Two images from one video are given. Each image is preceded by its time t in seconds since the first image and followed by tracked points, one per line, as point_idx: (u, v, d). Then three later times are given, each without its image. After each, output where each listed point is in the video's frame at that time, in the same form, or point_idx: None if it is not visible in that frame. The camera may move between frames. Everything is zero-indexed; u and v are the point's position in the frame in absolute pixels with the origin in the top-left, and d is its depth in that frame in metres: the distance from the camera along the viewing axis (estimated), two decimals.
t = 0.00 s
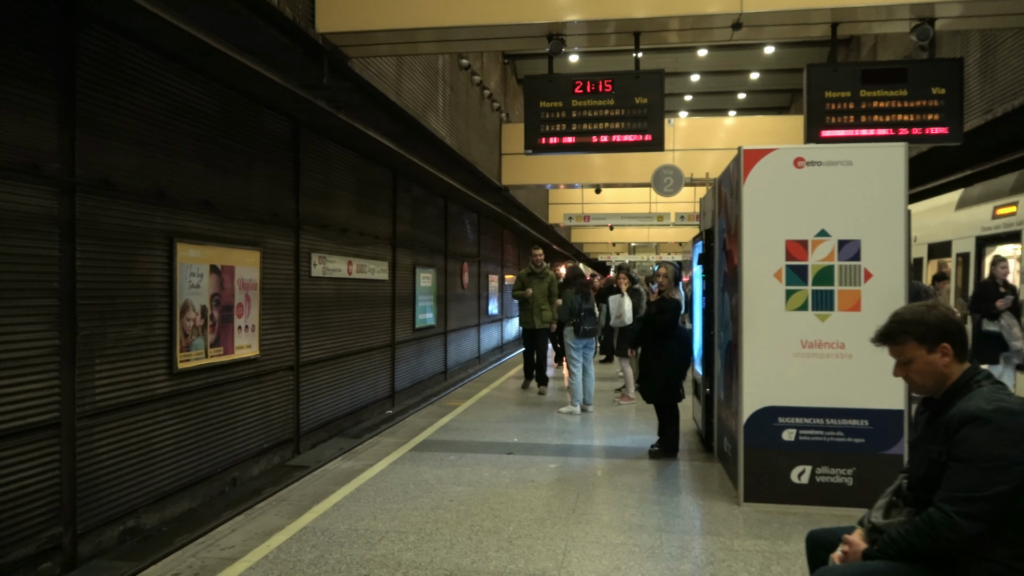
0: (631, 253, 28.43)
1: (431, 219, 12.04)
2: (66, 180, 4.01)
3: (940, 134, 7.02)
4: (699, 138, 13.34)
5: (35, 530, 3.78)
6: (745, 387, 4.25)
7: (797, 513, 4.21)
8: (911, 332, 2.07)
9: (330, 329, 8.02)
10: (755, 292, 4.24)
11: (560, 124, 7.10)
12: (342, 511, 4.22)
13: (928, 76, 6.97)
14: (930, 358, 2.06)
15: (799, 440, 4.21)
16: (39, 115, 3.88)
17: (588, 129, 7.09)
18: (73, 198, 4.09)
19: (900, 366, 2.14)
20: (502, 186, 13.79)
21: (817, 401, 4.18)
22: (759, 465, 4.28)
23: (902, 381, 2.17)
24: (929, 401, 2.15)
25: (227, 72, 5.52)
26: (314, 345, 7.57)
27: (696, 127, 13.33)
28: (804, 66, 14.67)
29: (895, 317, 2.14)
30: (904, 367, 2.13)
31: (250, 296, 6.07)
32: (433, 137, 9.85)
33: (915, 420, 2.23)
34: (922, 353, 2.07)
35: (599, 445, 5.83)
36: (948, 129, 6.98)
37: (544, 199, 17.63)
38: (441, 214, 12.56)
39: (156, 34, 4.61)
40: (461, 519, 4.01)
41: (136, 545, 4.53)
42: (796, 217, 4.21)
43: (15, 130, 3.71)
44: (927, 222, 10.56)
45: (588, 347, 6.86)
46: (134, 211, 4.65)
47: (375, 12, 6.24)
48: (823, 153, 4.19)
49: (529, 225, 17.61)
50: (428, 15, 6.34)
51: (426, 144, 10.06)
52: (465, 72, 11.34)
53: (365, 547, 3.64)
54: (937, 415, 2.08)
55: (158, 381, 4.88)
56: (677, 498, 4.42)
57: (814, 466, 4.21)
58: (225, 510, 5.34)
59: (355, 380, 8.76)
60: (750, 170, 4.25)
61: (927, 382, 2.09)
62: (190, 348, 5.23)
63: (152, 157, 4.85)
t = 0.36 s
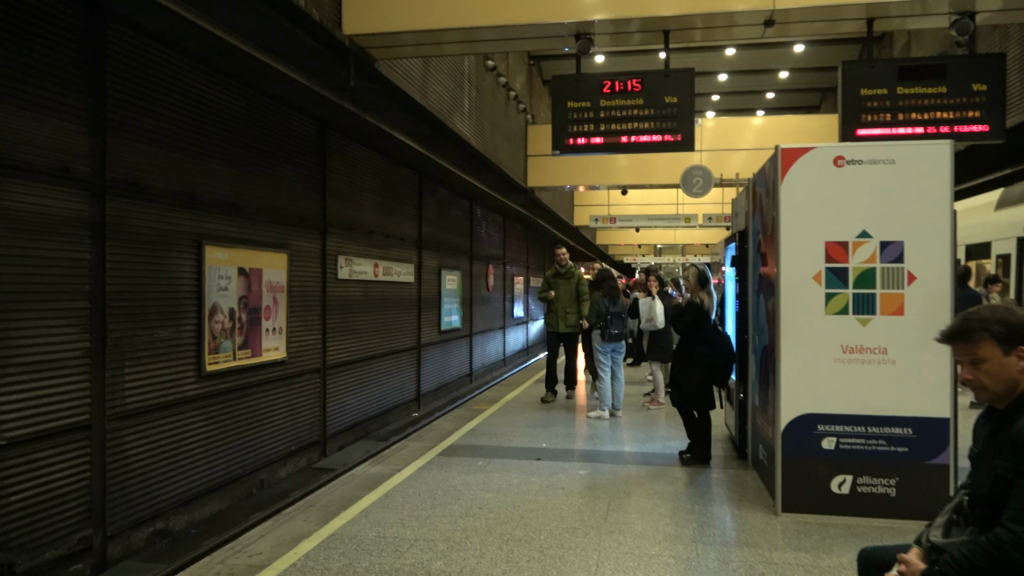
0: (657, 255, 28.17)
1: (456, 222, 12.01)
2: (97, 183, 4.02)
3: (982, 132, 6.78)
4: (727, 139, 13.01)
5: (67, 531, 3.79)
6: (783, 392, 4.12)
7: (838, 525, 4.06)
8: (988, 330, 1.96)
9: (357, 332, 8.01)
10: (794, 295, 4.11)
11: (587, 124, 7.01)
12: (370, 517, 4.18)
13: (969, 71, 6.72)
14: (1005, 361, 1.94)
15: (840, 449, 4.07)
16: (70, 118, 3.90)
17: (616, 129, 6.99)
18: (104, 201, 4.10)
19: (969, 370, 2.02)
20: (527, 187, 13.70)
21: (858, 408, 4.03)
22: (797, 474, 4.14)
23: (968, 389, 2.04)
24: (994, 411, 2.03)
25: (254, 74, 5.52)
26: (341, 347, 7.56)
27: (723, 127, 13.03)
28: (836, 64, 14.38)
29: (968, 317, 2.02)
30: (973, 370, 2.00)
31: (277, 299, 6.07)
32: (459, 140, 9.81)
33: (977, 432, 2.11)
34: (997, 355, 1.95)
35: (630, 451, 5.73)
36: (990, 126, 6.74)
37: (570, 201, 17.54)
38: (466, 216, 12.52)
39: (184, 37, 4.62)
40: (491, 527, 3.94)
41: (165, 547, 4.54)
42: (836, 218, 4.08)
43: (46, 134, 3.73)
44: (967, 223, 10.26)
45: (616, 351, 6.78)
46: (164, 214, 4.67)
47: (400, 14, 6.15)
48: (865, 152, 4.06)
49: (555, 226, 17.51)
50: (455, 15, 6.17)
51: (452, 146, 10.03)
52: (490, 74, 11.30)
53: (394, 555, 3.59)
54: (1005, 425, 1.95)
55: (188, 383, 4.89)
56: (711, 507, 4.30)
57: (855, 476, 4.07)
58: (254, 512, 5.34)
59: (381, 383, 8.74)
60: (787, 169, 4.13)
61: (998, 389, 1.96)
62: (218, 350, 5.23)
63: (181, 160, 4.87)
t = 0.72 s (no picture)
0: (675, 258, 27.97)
1: (474, 225, 12.00)
2: (121, 187, 4.03)
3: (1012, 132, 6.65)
4: (746, 141, 12.79)
5: (90, 533, 3.80)
6: (812, 397, 4.05)
7: (869, 533, 3.97)
8: None
9: (376, 335, 8.02)
10: (823, 297, 4.04)
11: (609, 126, 6.96)
12: (393, 522, 4.16)
13: (999, 71, 6.58)
14: None
15: (871, 455, 3.99)
16: (94, 122, 3.91)
17: (638, 131, 6.95)
18: (126, 204, 4.11)
19: None
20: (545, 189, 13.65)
21: (889, 414, 3.95)
22: (826, 480, 4.06)
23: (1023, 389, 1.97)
24: None
25: (275, 78, 5.53)
26: (360, 350, 7.57)
27: (742, 129, 12.80)
28: (857, 65, 14.23)
29: None
30: None
31: (297, 302, 6.08)
32: (478, 143, 9.80)
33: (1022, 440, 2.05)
34: None
35: (651, 456, 5.65)
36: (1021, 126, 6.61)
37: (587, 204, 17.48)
38: (484, 219, 12.51)
39: (207, 41, 4.64)
40: (514, 532, 3.90)
41: (186, 549, 4.55)
42: (865, 220, 4.00)
43: (72, 138, 3.75)
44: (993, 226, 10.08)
45: (637, 354, 6.73)
46: (186, 217, 4.69)
47: (419, 16, 6.12)
48: (896, 152, 3.98)
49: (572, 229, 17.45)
50: (476, 18, 6.13)
51: (471, 149, 10.02)
52: (509, 77, 11.29)
53: (418, 561, 3.56)
54: None
55: (208, 386, 4.90)
56: (738, 514, 4.23)
57: (886, 483, 3.98)
58: (274, 515, 5.34)
59: (399, 386, 8.73)
60: (816, 170, 4.06)
61: None
62: (239, 353, 5.24)
63: (203, 164, 4.88)
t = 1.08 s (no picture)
0: (694, 258, 27.80)
1: (494, 226, 12.01)
2: (147, 191, 4.07)
3: None
4: (766, 140, 12.64)
5: (119, 534, 3.83)
6: (842, 399, 3.99)
7: (903, 537, 3.91)
8: None
9: (397, 337, 8.04)
10: (853, 298, 3.99)
11: (631, 126, 6.94)
12: (420, 524, 4.16)
13: None
14: None
15: (904, 458, 3.92)
16: (121, 128, 3.95)
17: (661, 131, 6.92)
18: (152, 208, 4.15)
19: None
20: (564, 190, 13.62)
21: (922, 415, 3.88)
22: (858, 483, 4.00)
23: None
24: None
25: (298, 81, 5.56)
26: (381, 351, 7.60)
27: (762, 128, 12.64)
28: (879, 62, 14.07)
29: None
30: None
31: (319, 304, 6.11)
32: (497, 145, 9.80)
33: None
34: None
35: (676, 458, 5.60)
36: None
37: (606, 204, 17.43)
38: (503, 220, 12.51)
39: (230, 45, 4.67)
40: (542, 535, 3.89)
41: (212, 550, 4.58)
42: (897, 218, 3.94)
43: (100, 144, 3.79)
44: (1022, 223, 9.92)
45: (662, 355, 6.72)
46: (211, 221, 4.73)
47: (438, 18, 6.08)
48: (928, 149, 3.92)
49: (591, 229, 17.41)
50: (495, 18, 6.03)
51: (490, 151, 10.03)
52: (528, 78, 11.29)
53: (446, 564, 3.55)
54: None
55: (233, 388, 4.93)
56: (767, 517, 4.18)
57: (920, 486, 3.91)
58: (298, 516, 5.37)
59: (421, 387, 8.75)
60: (846, 169, 4.01)
61: None
62: (263, 355, 5.28)
63: (227, 168, 4.93)
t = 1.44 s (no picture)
0: (718, 258, 27.56)
1: (517, 226, 12.02)
2: (176, 192, 4.13)
3: None
4: (790, 139, 12.50)
5: (148, 530, 3.90)
6: (874, 401, 3.94)
7: (937, 541, 3.84)
8: None
9: (421, 337, 8.08)
10: (885, 298, 3.92)
11: (656, 125, 6.91)
12: (447, 524, 4.18)
13: None
14: None
15: (938, 461, 3.86)
16: (152, 130, 4.02)
17: (687, 130, 6.87)
18: (181, 209, 4.21)
19: None
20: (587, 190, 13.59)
21: (957, 418, 3.81)
22: (890, 486, 3.94)
23: None
24: None
25: (323, 83, 5.62)
26: (406, 351, 7.64)
27: (788, 126, 12.49)
28: (909, 58, 13.85)
29: None
30: None
31: (345, 304, 6.17)
32: (521, 146, 9.82)
33: None
34: None
35: (704, 459, 5.55)
36: None
37: (629, 204, 17.36)
38: (527, 220, 12.52)
39: (259, 48, 4.73)
40: (569, 536, 3.89)
41: (240, 547, 4.65)
42: (932, 217, 3.88)
43: (132, 147, 3.87)
44: None
45: (690, 356, 6.70)
46: (240, 222, 4.80)
47: (461, 19, 6.08)
48: (964, 147, 3.85)
49: (614, 229, 17.35)
50: (518, 17, 6.00)
51: (515, 151, 10.04)
52: (551, 78, 11.29)
53: (474, 563, 3.56)
54: None
55: (260, 387, 4.99)
56: (797, 519, 4.13)
57: (954, 489, 3.84)
58: (324, 514, 5.42)
59: (445, 387, 8.79)
60: (879, 167, 3.95)
61: None
62: (290, 354, 5.34)
63: (255, 169, 5.00)
